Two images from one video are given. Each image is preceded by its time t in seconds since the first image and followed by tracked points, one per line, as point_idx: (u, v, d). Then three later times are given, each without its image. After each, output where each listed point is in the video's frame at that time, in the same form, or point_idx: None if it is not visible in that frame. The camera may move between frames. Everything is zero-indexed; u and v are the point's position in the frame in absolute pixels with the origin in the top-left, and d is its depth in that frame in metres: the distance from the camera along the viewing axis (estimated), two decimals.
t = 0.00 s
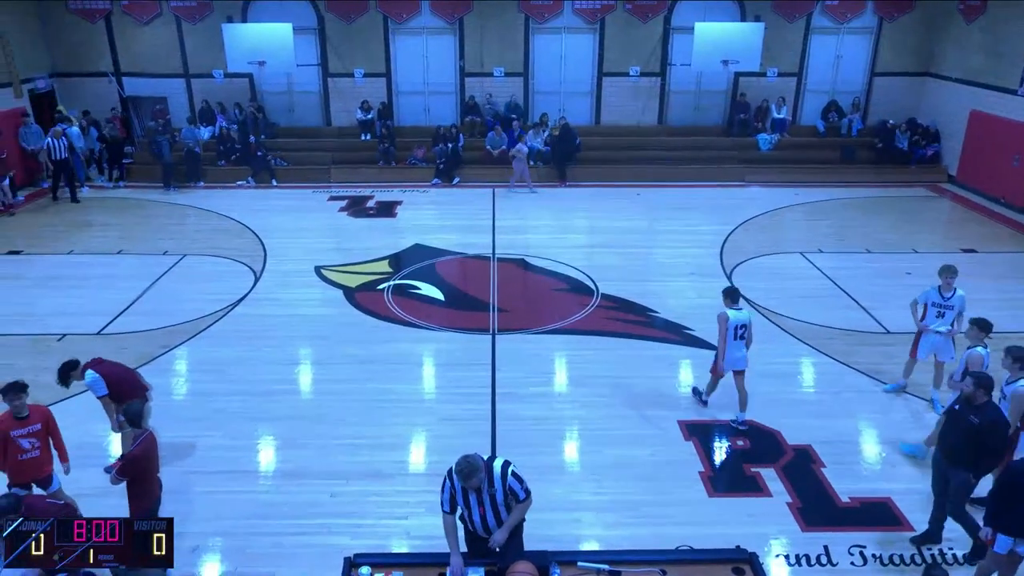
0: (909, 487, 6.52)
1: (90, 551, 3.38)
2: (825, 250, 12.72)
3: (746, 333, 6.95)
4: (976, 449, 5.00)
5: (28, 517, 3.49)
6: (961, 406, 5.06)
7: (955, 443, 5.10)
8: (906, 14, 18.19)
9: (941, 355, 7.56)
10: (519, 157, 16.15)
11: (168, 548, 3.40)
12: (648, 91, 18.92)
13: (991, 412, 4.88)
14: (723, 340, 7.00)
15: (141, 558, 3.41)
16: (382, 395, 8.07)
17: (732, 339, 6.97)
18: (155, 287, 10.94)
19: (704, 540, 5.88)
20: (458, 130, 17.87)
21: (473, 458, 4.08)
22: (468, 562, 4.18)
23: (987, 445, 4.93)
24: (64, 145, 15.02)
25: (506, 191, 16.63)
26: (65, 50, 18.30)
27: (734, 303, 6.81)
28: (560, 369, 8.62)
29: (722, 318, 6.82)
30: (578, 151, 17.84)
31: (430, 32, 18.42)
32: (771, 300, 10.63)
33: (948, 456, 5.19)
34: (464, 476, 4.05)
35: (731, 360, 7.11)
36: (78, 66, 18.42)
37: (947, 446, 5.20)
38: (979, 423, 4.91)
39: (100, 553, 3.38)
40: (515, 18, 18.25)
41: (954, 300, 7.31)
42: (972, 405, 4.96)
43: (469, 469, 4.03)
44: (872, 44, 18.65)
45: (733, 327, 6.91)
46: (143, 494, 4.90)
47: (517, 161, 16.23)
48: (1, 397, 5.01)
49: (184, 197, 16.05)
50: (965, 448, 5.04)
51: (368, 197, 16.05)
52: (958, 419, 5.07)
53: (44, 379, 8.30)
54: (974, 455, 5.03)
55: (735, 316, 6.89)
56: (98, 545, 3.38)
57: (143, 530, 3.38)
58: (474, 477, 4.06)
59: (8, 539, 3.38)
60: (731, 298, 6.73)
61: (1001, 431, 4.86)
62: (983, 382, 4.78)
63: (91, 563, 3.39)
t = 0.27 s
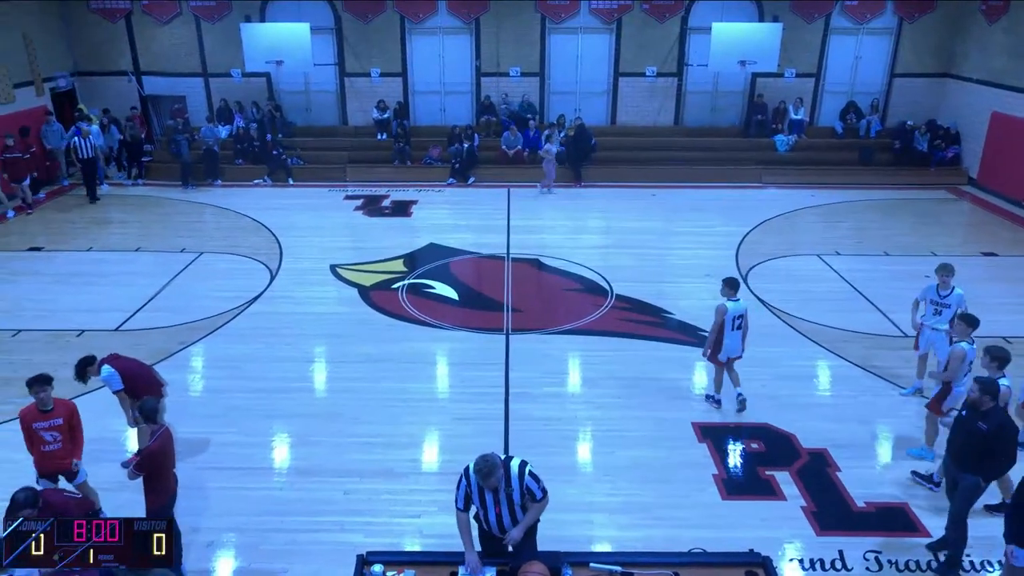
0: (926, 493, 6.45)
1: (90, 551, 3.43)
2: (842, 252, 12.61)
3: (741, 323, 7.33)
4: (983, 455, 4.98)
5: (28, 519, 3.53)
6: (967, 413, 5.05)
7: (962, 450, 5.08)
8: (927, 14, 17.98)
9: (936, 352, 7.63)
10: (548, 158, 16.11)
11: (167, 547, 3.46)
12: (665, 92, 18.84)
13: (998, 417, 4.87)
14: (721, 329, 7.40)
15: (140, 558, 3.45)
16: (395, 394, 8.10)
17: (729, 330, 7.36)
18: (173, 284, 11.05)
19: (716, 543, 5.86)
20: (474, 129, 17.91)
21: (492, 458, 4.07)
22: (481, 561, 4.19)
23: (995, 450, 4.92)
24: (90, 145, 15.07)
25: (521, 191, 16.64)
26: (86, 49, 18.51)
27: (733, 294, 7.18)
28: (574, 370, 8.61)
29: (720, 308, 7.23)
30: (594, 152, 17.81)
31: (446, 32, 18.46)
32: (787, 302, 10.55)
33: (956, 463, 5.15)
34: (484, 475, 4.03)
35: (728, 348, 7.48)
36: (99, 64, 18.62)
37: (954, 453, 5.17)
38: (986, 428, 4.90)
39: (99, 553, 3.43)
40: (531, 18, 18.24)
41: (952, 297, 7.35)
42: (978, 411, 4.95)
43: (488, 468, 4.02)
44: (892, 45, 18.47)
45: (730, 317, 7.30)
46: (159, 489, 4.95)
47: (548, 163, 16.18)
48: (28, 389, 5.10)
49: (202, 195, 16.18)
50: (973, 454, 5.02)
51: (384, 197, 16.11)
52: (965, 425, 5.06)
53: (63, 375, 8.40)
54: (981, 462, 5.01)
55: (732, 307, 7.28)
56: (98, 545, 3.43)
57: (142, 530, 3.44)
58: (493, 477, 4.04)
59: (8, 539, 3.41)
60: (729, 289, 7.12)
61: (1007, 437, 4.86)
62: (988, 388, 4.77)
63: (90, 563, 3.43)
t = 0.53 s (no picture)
0: (937, 497, 6.40)
1: (91, 551, 3.61)
2: (854, 254, 12.53)
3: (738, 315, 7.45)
4: (986, 462, 4.91)
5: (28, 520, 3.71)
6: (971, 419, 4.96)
7: (965, 457, 5.00)
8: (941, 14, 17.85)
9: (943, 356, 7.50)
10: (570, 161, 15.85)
11: (167, 547, 3.62)
12: (676, 92, 18.79)
13: (1002, 425, 4.79)
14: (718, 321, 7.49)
15: (140, 558, 3.61)
16: (405, 393, 8.12)
17: (726, 322, 7.45)
18: (184, 282, 11.12)
19: (725, 545, 5.84)
20: (484, 130, 17.94)
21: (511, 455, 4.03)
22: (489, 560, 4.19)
23: (998, 458, 4.85)
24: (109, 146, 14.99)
25: (531, 191, 16.64)
26: (100, 48, 18.64)
27: (730, 286, 7.37)
28: (583, 370, 8.60)
29: (718, 299, 7.35)
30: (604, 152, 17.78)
31: (458, 32, 18.48)
32: (798, 303, 10.50)
33: (958, 470, 5.08)
34: (504, 472, 4.02)
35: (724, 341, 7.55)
36: (112, 64, 18.76)
37: (956, 459, 5.09)
38: (990, 436, 4.82)
39: (100, 553, 3.60)
40: (542, 18, 18.22)
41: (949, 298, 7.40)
42: (982, 418, 4.86)
43: (510, 465, 4.00)
44: (905, 45, 18.34)
45: (728, 309, 7.41)
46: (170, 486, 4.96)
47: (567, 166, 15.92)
48: (50, 383, 5.14)
49: (214, 194, 16.28)
50: (975, 462, 4.94)
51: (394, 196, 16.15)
52: (968, 432, 4.98)
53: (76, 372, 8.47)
54: (984, 469, 4.94)
55: (730, 299, 7.42)
56: (98, 545, 3.60)
57: (142, 530, 3.60)
58: (514, 475, 4.03)
59: (9, 539, 3.59)
60: (727, 280, 7.31)
61: (1011, 445, 4.78)
62: (993, 396, 4.67)
63: (91, 562, 3.61)
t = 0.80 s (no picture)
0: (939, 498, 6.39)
1: (90, 551, 3.63)
2: (856, 254, 12.51)
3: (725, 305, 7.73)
4: (978, 467, 4.93)
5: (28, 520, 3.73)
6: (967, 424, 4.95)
7: (958, 460, 5.02)
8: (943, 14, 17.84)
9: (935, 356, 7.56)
10: (589, 162, 15.72)
11: (167, 547, 3.63)
12: (678, 92, 18.77)
13: (998, 433, 4.78)
14: (706, 310, 7.76)
15: (139, 558, 3.61)
16: (406, 393, 8.12)
17: (716, 312, 7.73)
18: (186, 282, 11.13)
19: (726, 546, 5.83)
20: (486, 130, 17.95)
21: (526, 451, 4.02)
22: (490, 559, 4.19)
23: (991, 465, 4.86)
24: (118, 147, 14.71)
25: (533, 191, 16.64)
26: (102, 48, 18.66)
27: (720, 277, 7.59)
28: (585, 370, 8.60)
29: (708, 289, 7.59)
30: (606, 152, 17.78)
31: (459, 32, 18.49)
32: (799, 304, 10.49)
33: (951, 472, 5.09)
34: (518, 466, 3.98)
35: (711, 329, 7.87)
36: (113, 63, 18.76)
37: (949, 462, 5.10)
38: (985, 443, 4.81)
39: (99, 553, 3.61)
40: (544, 18, 18.22)
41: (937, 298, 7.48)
42: (978, 424, 4.84)
43: (526, 458, 3.98)
44: (908, 45, 18.32)
45: (717, 299, 7.67)
46: (173, 485, 4.95)
47: (586, 167, 15.82)
48: (62, 378, 5.17)
49: (216, 194, 16.29)
50: (968, 466, 4.96)
51: (396, 196, 16.16)
52: (963, 436, 4.97)
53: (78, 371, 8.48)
54: (975, 474, 4.96)
55: (719, 289, 7.68)
56: (97, 545, 3.62)
57: (142, 530, 3.61)
58: (528, 469, 4.00)
59: (9, 539, 3.62)
60: (718, 271, 7.51)
61: (1004, 453, 4.79)
62: (991, 403, 4.65)
63: (90, 562, 3.62)
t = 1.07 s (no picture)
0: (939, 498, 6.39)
1: (90, 551, 3.65)
2: (856, 254, 12.51)
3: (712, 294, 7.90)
4: (970, 473, 4.87)
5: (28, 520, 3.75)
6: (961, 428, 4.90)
7: (951, 464, 4.97)
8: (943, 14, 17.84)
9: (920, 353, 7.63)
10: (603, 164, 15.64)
11: (167, 547, 3.64)
12: (678, 92, 18.78)
13: (991, 439, 4.71)
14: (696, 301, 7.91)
15: (139, 558, 3.62)
16: (406, 393, 8.12)
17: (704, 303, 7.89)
18: (187, 282, 11.13)
19: (727, 546, 5.83)
20: (486, 129, 17.95)
21: (535, 454, 4.05)
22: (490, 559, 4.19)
23: (981, 471, 4.81)
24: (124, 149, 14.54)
25: (533, 191, 16.64)
26: (102, 48, 18.66)
27: (708, 269, 7.72)
28: (585, 370, 8.60)
29: (699, 282, 7.71)
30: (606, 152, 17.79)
31: (459, 32, 18.49)
32: (799, 304, 10.49)
33: (945, 476, 5.05)
34: (529, 466, 4.00)
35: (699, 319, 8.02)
36: (113, 63, 18.76)
37: (944, 465, 5.06)
38: (977, 448, 4.76)
39: (99, 553, 3.64)
40: (544, 18, 18.21)
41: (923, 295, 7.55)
42: (972, 428, 4.78)
43: (537, 461, 3.99)
44: (907, 45, 18.33)
45: (705, 291, 7.82)
46: (175, 486, 4.92)
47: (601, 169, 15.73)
48: (65, 377, 5.18)
49: (216, 193, 16.29)
50: (959, 471, 4.92)
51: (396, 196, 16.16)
52: (957, 441, 4.93)
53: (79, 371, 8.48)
54: (967, 480, 4.91)
55: (708, 281, 7.81)
56: (97, 545, 3.65)
57: (142, 530, 3.62)
58: (538, 470, 4.01)
59: (9, 539, 3.64)
60: (707, 264, 7.62)
61: (996, 460, 4.72)
62: (982, 406, 4.59)
63: (90, 562, 3.65)
